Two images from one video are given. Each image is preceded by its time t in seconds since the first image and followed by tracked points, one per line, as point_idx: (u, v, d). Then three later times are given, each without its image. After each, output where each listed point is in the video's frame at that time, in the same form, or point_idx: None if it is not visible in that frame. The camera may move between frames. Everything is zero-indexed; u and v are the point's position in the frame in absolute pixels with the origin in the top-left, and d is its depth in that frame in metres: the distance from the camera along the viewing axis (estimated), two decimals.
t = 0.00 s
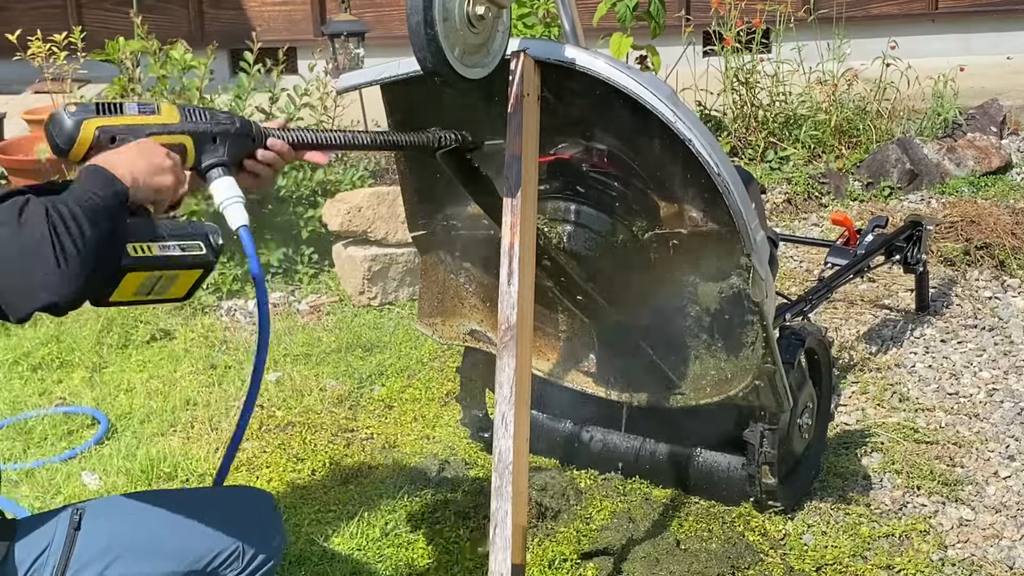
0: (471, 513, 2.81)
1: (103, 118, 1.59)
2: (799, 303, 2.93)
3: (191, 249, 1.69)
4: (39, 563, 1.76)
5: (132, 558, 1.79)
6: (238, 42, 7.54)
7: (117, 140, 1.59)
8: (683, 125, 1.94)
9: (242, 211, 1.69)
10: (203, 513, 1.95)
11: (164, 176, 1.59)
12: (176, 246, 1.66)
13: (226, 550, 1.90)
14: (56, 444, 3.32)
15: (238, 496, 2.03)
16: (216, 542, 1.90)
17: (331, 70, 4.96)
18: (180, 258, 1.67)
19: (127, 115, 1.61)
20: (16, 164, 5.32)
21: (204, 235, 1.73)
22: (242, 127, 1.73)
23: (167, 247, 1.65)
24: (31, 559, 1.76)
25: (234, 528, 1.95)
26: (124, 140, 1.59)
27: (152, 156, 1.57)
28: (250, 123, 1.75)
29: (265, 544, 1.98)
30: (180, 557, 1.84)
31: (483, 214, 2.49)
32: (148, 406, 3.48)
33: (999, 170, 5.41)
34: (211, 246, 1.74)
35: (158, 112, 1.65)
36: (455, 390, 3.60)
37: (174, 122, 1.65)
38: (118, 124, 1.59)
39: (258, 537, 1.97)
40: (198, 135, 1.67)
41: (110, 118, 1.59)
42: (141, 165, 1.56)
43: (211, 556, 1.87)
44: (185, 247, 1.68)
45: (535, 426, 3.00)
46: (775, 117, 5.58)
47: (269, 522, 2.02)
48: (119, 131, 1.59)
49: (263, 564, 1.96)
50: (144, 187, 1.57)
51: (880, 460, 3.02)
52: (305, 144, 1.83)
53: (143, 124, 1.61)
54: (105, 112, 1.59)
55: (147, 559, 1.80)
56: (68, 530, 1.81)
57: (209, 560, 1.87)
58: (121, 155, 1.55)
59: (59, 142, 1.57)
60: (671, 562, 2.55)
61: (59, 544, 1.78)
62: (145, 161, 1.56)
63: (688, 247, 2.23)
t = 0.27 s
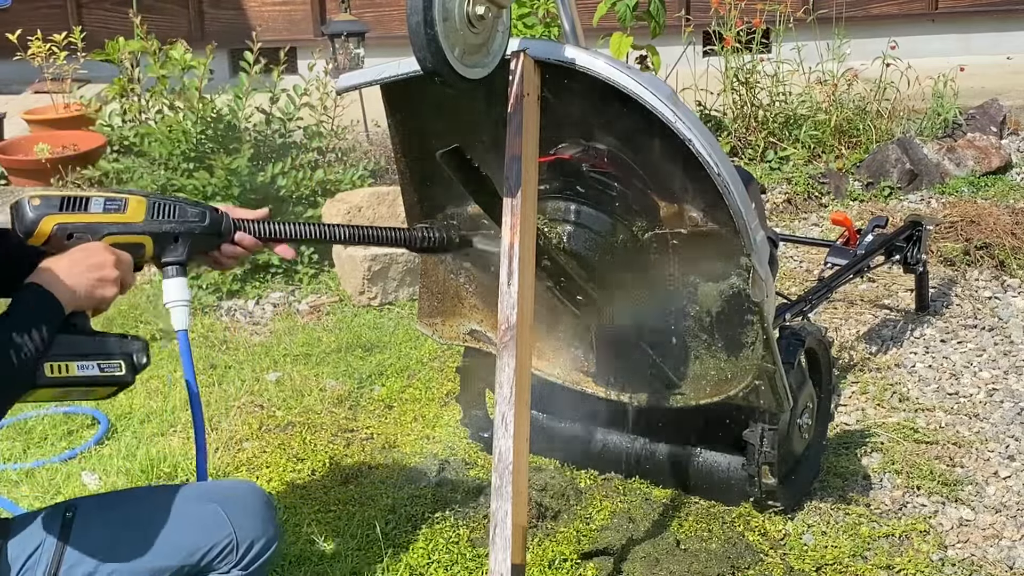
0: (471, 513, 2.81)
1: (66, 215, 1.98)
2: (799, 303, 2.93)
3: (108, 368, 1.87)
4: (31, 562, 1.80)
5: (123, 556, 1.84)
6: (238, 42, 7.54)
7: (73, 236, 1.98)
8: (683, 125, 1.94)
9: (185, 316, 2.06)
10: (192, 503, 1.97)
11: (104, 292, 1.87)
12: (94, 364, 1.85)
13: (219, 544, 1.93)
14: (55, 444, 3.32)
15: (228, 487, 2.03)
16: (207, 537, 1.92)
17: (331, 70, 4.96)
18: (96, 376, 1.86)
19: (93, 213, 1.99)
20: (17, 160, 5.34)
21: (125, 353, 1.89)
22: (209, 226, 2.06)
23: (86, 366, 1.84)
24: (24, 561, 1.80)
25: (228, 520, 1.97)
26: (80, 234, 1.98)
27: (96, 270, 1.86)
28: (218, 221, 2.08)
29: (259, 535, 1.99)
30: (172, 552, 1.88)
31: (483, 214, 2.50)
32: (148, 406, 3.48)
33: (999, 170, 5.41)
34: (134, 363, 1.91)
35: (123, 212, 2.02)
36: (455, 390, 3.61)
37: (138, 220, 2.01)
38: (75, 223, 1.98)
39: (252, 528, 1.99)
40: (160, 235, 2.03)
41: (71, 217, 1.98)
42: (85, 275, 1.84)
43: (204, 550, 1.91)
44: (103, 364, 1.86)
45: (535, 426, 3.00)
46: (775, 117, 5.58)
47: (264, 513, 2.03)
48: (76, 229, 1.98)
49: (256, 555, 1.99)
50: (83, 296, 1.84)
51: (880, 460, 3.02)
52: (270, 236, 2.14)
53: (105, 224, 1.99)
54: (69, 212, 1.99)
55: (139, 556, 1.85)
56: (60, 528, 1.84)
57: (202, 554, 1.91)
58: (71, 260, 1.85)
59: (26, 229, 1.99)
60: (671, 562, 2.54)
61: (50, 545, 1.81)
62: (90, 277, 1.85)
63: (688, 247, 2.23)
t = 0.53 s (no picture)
0: (471, 513, 2.81)
1: (53, 223, 1.99)
2: (799, 303, 2.93)
3: (98, 373, 1.87)
4: (18, 562, 1.79)
5: (113, 552, 1.84)
6: (238, 42, 7.54)
7: (61, 243, 1.99)
8: (683, 125, 1.94)
9: (180, 315, 2.09)
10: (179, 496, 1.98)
11: (93, 298, 1.88)
12: (83, 370, 1.85)
13: (208, 537, 1.96)
14: (55, 444, 3.32)
15: (214, 480, 2.05)
16: (196, 531, 1.94)
17: (331, 70, 4.96)
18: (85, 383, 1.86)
19: (82, 220, 2.00)
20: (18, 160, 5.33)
21: (117, 357, 1.89)
22: (202, 224, 2.08)
23: (74, 372, 1.84)
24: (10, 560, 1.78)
25: (216, 513, 1.99)
26: (69, 242, 1.99)
27: (85, 276, 1.86)
28: (212, 217, 2.09)
29: (248, 528, 2.03)
30: (162, 547, 1.89)
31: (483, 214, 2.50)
32: (148, 405, 3.48)
33: (999, 170, 5.41)
34: (125, 367, 1.90)
35: (113, 216, 2.02)
36: (456, 390, 3.61)
37: (126, 224, 2.02)
38: (63, 230, 1.99)
39: (240, 521, 2.02)
40: (150, 237, 2.03)
41: (59, 225, 1.99)
42: (73, 283, 1.84)
43: (193, 544, 1.93)
44: (92, 370, 1.86)
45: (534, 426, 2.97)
46: (775, 117, 5.58)
47: (250, 504, 2.06)
48: (65, 236, 1.99)
49: (244, 548, 2.02)
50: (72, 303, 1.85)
51: (880, 460, 3.02)
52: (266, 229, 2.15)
53: (94, 229, 2.00)
54: (57, 220, 2.00)
55: (129, 552, 1.86)
56: (45, 528, 1.83)
57: (191, 548, 1.93)
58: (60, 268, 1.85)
59: (17, 240, 2.01)
60: (671, 562, 2.55)
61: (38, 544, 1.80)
62: (78, 283, 1.85)
63: (689, 246, 2.23)
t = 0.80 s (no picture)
0: (471, 513, 2.81)
1: (58, 226, 1.98)
2: (799, 303, 2.93)
3: (98, 376, 1.90)
4: (7, 562, 1.79)
5: (101, 549, 1.84)
6: (238, 42, 7.54)
7: (66, 247, 1.97)
8: (683, 125, 1.94)
9: (182, 320, 2.08)
10: (167, 493, 1.98)
11: (96, 302, 1.87)
12: (84, 372, 1.88)
13: (197, 533, 1.95)
14: (55, 444, 3.32)
15: (202, 477, 2.05)
16: (185, 527, 1.94)
17: (331, 70, 4.96)
18: (85, 386, 1.88)
19: (86, 224, 1.99)
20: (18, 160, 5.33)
21: (118, 361, 1.93)
22: (206, 230, 2.07)
23: (75, 374, 1.86)
24: None
25: (204, 509, 1.99)
26: (73, 245, 1.97)
27: (88, 280, 1.86)
28: (216, 224, 2.09)
29: (237, 522, 2.03)
30: (150, 543, 1.89)
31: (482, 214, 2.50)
32: (148, 406, 3.48)
33: (999, 170, 5.41)
34: (124, 371, 1.94)
35: (117, 221, 2.01)
36: (456, 390, 3.61)
37: (130, 229, 2.01)
38: (66, 234, 1.97)
39: (229, 516, 2.02)
40: (154, 242, 2.03)
41: (64, 228, 1.97)
42: (76, 287, 1.84)
43: (181, 541, 1.93)
44: (93, 373, 1.89)
45: (534, 425, 2.98)
46: (775, 117, 5.58)
47: (239, 499, 2.07)
48: (69, 240, 1.97)
49: (235, 544, 2.03)
50: (75, 307, 1.84)
51: (880, 460, 3.02)
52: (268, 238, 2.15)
53: (99, 233, 1.98)
54: (62, 224, 1.98)
55: (117, 549, 1.85)
56: (32, 527, 1.83)
57: (180, 545, 1.93)
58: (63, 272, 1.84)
59: (19, 242, 1.98)
60: (671, 562, 2.55)
61: (25, 545, 1.80)
62: (82, 287, 1.85)
63: (688, 247, 2.23)
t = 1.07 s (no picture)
0: (471, 513, 2.81)
1: (65, 232, 1.98)
2: (799, 303, 2.93)
3: (116, 377, 1.90)
4: (11, 560, 1.78)
5: (105, 548, 1.84)
6: (238, 42, 7.54)
7: (75, 252, 1.97)
8: (683, 125, 1.94)
9: (194, 317, 2.11)
10: (170, 494, 1.98)
11: (108, 303, 1.89)
12: (102, 374, 1.87)
13: (200, 532, 1.96)
14: (55, 444, 3.32)
15: (204, 477, 2.06)
16: (188, 527, 1.94)
17: (331, 70, 4.97)
18: (105, 387, 1.88)
19: (93, 229, 1.99)
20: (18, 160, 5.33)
21: (133, 360, 1.93)
22: (212, 228, 2.06)
23: (93, 377, 1.86)
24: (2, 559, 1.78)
25: (207, 509, 2.00)
26: (82, 250, 1.98)
27: (99, 282, 1.88)
28: (222, 222, 2.08)
29: (240, 522, 2.03)
30: (154, 543, 1.89)
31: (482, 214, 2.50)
32: (148, 406, 3.48)
33: (999, 170, 5.41)
34: (141, 370, 1.94)
35: (124, 224, 2.01)
36: (455, 390, 3.61)
37: (137, 231, 2.00)
38: (75, 238, 1.97)
39: (232, 515, 2.02)
40: (161, 242, 2.02)
41: (71, 233, 1.97)
42: (86, 291, 1.86)
43: (185, 540, 1.93)
44: (111, 374, 1.89)
45: (534, 425, 2.99)
46: (775, 117, 5.57)
47: (241, 499, 2.07)
48: (77, 244, 1.98)
49: (237, 544, 2.03)
50: (86, 311, 1.86)
51: (880, 460, 3.02)
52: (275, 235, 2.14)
53: (106, 237, 1.99)
54: (69, 229, 1.98)
55: (121, 547, 1.85)
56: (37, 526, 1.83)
57: (183, 544, 1.93)
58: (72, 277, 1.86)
59: (29, 250, 1.99)
60: (671, 562, 2.55)
61: (29, 543, 1.80)
62: (92, 290, 1.87)
63: (688, 248, 2.23)
